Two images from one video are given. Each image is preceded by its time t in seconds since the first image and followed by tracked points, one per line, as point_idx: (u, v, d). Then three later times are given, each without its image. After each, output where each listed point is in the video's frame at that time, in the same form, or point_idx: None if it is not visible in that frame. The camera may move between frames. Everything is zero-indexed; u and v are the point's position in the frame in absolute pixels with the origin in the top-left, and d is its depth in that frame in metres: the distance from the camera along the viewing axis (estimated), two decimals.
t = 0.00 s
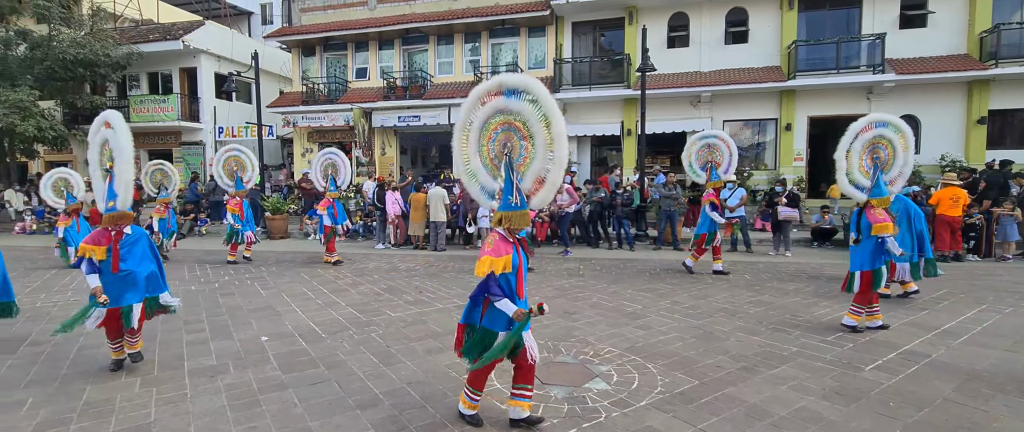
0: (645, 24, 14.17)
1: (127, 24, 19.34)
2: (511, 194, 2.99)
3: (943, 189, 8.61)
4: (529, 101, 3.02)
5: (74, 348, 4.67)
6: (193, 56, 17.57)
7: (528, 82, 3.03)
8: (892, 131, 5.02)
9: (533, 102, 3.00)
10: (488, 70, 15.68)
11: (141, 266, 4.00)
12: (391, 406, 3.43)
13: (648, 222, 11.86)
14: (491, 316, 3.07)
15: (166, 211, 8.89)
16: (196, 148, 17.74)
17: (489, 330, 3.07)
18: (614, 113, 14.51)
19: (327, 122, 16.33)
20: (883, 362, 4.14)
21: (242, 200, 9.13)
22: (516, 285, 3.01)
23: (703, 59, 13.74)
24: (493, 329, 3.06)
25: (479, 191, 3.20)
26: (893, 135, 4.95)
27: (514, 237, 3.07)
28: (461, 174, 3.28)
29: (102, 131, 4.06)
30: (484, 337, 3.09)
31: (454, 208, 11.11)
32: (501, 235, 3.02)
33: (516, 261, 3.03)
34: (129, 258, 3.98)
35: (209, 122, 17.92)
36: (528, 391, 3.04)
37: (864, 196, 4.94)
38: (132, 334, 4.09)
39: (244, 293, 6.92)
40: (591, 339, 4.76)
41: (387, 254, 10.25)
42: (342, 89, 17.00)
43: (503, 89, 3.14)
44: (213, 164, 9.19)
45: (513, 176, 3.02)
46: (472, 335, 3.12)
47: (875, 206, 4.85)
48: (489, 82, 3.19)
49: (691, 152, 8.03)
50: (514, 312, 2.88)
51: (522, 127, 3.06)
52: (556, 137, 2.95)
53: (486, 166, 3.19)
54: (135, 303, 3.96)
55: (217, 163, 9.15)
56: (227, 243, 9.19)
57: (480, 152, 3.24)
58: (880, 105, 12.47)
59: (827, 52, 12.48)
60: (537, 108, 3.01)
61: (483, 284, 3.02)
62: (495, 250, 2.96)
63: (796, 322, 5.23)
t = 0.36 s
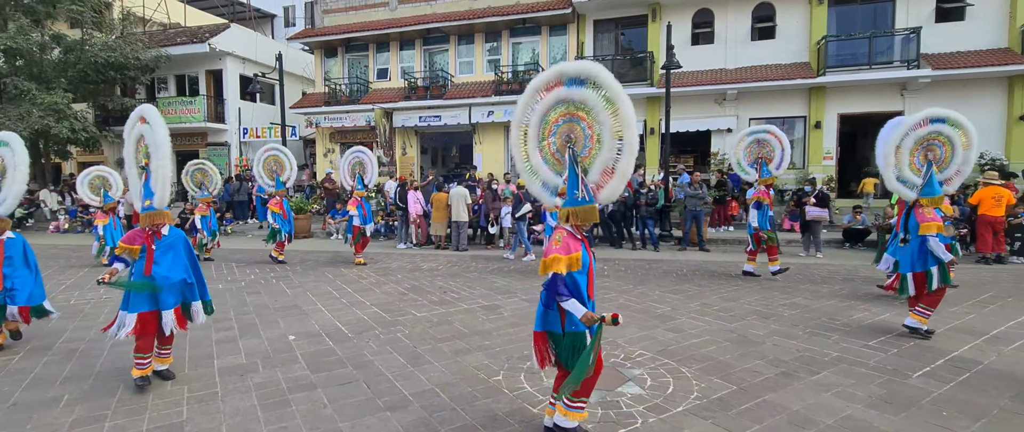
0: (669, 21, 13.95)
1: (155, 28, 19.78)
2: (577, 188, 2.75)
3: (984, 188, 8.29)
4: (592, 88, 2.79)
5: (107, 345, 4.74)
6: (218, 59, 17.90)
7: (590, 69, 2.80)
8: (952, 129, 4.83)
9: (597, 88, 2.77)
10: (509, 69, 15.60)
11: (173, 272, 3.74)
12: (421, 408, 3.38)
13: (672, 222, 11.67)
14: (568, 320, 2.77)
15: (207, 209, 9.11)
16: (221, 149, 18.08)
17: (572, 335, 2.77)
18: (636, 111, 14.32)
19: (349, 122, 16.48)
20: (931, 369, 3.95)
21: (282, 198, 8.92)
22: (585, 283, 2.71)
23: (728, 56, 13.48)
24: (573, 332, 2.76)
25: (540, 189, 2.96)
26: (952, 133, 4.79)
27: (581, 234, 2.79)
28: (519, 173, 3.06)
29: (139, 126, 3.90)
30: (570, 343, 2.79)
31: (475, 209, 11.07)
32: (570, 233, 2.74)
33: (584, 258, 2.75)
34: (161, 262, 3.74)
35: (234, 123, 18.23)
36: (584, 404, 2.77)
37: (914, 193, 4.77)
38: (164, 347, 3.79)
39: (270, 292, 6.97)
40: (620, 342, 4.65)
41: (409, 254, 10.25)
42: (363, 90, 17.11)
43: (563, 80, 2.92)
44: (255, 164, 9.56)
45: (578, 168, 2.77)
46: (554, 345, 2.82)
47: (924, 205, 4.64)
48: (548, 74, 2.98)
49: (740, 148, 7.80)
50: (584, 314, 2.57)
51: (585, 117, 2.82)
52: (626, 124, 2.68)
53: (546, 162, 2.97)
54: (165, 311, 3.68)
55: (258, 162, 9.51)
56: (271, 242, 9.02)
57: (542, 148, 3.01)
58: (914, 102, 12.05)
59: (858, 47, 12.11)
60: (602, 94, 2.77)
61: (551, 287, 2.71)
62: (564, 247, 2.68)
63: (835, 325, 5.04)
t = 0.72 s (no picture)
0: (699, 17, 13.66)
1: (190, 32, 20.32)
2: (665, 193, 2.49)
3: None
4: (679, 81, 2.51)
5: (149, 345, 4.82)
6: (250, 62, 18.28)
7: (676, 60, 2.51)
8: None
9: (686, 81, 2.49)
10: (535, 68, 15.50)
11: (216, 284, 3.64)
12: (461, 414, 3.32)
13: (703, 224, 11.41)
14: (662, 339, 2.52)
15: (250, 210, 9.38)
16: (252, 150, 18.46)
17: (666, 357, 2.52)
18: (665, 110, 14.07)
19: (376, 123, 16.66)
20: (997, 382, 3.71)
21: (329, 202, 8.99)
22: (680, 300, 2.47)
23: (762, 52, 13.12)
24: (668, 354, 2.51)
25: (616, 195, 2.63)
26: None
27: (668, 243, 2.55)
28: (588, 177, 2.69)
29: (178, 131, 3.73)
30: (665, 364, 2.55)
31: (503, 209, 11.01)
32: (658, 243, 2.51)
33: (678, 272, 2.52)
34: (202, 274, 3.61)
35: (265, 124, 18.60)
36: None
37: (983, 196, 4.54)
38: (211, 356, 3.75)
39: (304, 292, 7.03)
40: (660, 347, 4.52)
41: (438, 254, 10.25)
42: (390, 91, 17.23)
43: (640, 74, 2.61)
44: (300, 169, 9.54)
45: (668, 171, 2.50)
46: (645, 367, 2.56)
47: (997, 208, 4.44)
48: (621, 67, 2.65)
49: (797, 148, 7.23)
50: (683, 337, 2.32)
51: (669, 114, 2.56)
52: (722, 117, 2.39)
53: (622, 165, 2.64)
54: (213, 325, 3.61)
55: (303, 166, 9.51)
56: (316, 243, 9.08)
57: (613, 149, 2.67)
58: (961, 98, 11.52)
59: (901, 42, 11.64)
60: (690, 87, 2.49)
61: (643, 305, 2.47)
62: (658, 261, 2.44)
63: (886, 333, 4.80)
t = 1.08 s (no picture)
0: (733, 13, 13.34)
1: (225, 37, 20.86)
2: (743, 196, 2.37)
3: None
4: (769, 75, 2.35)
5: (192, 343, 4.92)
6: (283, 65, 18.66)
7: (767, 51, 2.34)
8: None
9: (776, 75, 2.33)
10: (564, 67, 15.37)
11: (253, 284, 3.58)
12: (502, 420, 3.27)
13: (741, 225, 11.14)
14: (739, 352, 2.35)
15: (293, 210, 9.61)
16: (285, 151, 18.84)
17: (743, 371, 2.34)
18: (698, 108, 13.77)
19: (405, 124, 16.80)
20: None
21: (371, 201, 9.14)
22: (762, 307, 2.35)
23: (799, 48, 12.72)
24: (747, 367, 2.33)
25: (687, 195, 2.56)
26: None
27: (746, 249, 2.41)
28: (658, 175, 2.62)
29: (218, 128, 3.72)
30: (740, 380, 2.34)
31: (532, 210, 10.95)
32: (733, 249, 2.35)
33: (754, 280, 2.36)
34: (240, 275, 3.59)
35: (297, 126, 18.97)
36: None
37: None
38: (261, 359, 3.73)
39: (338, 292, 7.10)
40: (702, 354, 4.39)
41: (467, 255, 10.24)
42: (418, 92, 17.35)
43: (724, 66, 2.46)
44: (342, 168, 9.71)
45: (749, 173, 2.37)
46: (722, 383, 2.35)
47: None
48: (703, 57, 2.51)
49: (851, 145, 7.00)
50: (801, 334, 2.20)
51: (755, 110, 2.42)
52: (818, 116, 2.23)
53: (694, 163, 2.55)
54: (252, 328, 3.53)
55: (346, 166, 9.61)
56: (367, 246, 9.14)
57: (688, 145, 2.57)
58: (1016, 93, 10.92)
59: (949, 35, 11.11)
60: (781, 81, 2.34)
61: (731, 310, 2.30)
62: (739, 268, 2.28)
63: (947, 342, 4.54)
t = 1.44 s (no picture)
0: (761, 8, 13.03)
1: (250, 39, 21.15)
2: (800, 193, 2.25)
3: None
4: (824, 64, 2.23)
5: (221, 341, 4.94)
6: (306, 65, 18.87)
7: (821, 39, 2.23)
8: None
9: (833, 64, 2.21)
10: (586, 65, 15.20)
11: (287, 283, 3.58)
12: (536, 425, 3.17)
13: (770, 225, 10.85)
14: (796, 360, 2.27)
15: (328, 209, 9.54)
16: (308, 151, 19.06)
17: (800, 380, 2.26)
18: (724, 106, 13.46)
19: (426, 124, 16.81)
20: None
21: (397, 201, 9.11)
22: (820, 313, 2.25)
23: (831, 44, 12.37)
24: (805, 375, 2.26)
25: (738, 194, 2.47)
26: None
27: (802, 249, 2.32)
28: (705, 174, 2.54)
29: (249, 125, 3.72)
30: (797, 391, 2.26)
31: (555, 209, 10.83)
32: (791, 249, 2.27)
33: (814, 282, 2.27)
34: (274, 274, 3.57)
35: (320, 126, 19.16)
36: None
37: None
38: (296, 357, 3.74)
39: (363, 291, 7.10)
40: (740, 358, 4.24)
41: (489, 255, 10.18)
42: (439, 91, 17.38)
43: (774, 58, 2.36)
44: (371, 166, 9.78)
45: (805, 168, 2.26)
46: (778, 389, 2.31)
47: None
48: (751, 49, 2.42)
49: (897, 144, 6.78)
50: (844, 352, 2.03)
51: (810, 101, 2.31)
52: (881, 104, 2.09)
53: (744, 160, 2.46)
54: (283, 328, 3.53)
55: (374, 163, 9.69)
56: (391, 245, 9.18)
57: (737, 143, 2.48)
58: None
59: (991, 27, 10.66)
60: (839, 69, 2.21)
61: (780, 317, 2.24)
62: (792, 271, 2.21)
63: (1002, 349, 4.30)
